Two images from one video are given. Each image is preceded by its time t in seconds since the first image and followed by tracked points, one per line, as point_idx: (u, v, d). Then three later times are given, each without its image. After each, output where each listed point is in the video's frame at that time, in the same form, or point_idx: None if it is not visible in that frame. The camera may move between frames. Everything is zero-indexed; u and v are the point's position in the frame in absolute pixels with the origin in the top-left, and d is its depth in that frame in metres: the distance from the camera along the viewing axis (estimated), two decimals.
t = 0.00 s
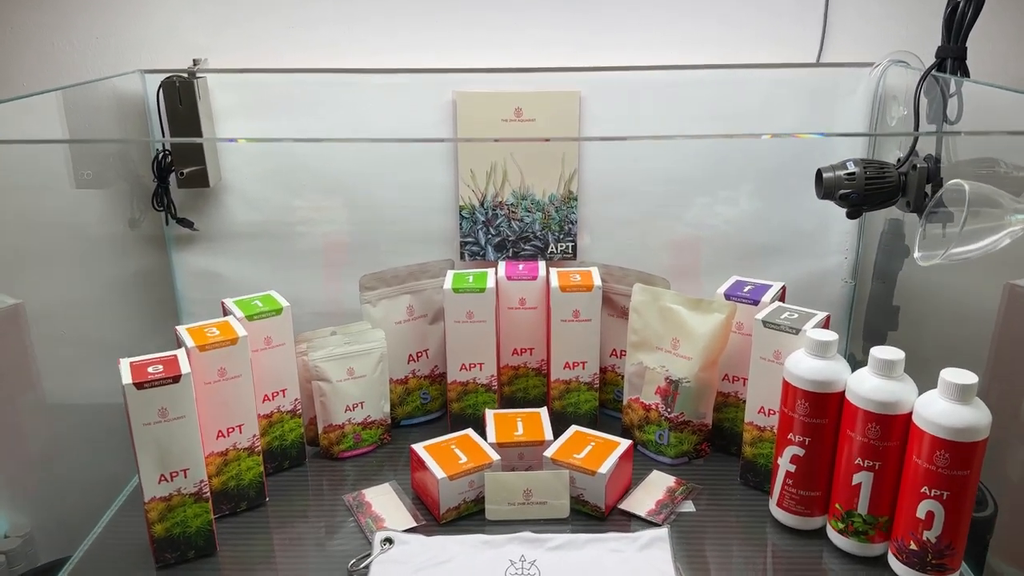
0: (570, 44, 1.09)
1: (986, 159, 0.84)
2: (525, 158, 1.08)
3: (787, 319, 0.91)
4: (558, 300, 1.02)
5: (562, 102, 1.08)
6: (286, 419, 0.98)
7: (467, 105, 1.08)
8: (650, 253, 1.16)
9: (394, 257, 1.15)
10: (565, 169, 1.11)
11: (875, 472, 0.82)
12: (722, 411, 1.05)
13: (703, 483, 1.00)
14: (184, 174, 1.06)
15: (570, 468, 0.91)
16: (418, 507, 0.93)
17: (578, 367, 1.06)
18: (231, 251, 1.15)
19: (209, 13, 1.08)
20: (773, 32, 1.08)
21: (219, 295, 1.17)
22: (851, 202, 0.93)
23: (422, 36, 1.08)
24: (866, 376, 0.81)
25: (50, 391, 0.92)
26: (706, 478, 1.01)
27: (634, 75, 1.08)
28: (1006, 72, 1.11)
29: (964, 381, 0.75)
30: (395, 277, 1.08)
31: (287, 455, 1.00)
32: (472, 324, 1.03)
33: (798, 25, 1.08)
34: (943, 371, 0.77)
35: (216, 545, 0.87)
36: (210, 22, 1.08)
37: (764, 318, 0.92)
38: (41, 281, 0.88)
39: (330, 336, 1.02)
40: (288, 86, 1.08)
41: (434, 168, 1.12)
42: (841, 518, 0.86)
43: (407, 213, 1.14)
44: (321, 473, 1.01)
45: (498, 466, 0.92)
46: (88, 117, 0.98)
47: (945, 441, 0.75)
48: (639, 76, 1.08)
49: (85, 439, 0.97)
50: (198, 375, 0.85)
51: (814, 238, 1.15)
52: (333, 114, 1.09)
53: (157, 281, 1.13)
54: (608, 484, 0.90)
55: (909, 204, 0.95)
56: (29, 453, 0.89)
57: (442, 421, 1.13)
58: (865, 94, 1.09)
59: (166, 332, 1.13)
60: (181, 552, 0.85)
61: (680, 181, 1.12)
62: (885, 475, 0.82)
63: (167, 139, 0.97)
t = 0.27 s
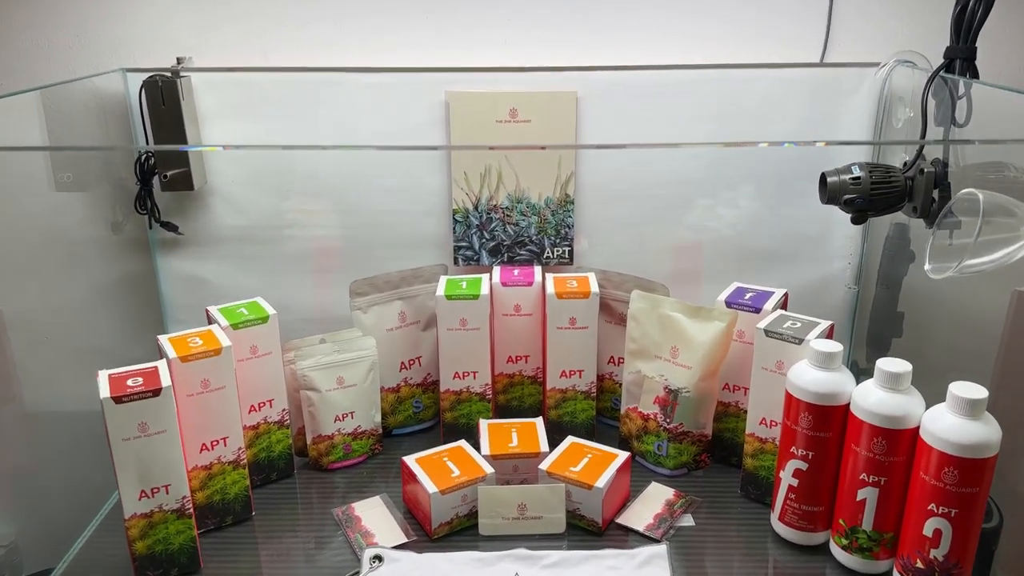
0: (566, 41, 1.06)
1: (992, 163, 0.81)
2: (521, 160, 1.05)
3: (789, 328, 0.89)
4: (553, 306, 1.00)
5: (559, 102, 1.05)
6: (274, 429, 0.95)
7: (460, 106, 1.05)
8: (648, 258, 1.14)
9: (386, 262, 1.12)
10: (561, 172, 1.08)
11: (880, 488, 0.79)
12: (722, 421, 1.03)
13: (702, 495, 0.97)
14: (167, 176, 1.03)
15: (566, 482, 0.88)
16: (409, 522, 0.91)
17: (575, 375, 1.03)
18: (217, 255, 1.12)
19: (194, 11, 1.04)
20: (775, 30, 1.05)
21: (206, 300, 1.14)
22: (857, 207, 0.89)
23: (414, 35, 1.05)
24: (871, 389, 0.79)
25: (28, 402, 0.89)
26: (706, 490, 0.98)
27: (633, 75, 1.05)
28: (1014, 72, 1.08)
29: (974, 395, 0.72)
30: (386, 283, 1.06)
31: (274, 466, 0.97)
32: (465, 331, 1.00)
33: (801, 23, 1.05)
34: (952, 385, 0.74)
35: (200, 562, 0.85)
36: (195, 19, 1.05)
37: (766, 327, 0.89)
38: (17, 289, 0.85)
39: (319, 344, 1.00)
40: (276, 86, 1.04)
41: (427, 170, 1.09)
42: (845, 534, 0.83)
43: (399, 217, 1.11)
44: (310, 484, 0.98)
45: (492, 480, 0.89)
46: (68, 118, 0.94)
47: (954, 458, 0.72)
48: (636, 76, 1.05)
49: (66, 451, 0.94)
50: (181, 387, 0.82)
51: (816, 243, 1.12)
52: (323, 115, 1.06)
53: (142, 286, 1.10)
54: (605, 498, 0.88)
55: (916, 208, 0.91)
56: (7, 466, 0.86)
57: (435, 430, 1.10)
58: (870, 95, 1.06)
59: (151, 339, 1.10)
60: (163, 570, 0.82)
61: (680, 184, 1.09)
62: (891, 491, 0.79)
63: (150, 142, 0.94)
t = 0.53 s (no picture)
0: (563, 34, 1.04)
1: (995, 156, 0.81)
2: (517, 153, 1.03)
3: (789, 324, 0.88)
4: (551, 303, 0.98)
5: (557, 96, 1.04)
6: (268, 427, 0.94)
7: (456, 99, 1.03)
8: (646, 253, 1.12)
9: (381, 258, 1.11)
10: (558, 167, 1.07)
11: (882, 485, 0.78)
12: (722, 417, 1.02)
13: (702, 492, 0.97)
14: (159, 172, 1.01)
15: (564, 480, 0.87)
16: (405, 521, 0.90)
17: (572, 372, 1.02)
18: (210, 251, 1.11)
19: (185, 4, 1.03)
20: (775, 22, 1.04)
21: (199, 297, 1.13)
22: (857, 201, 0.88)
23: (409, 27, 1.04)
24: (873, 385, 0.78)
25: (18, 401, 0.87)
26: (705, 487, 0.97)
27: (631, 68, 1.03)
28: (1015, 65, 1.07)
29: (977, 391, 0.71)
30: (382, 278, 1.04)
31: (268, 465, 0.96)
32: (461, 328, 0.99)
33: (801, 15, 1.04)
34: (955, 381, 0.73)
35: (193, 562, 0.83)
36: (187, 12, 1.03)
37: (766, 323, 0.88)
38: (6, 286, 0.84)
39: (314, 341, 0.98)
40: (269, 79, 1.03)
41: (423, 165, 1.07)
42: (846, 532, 0.82)
43: (394, 212, 1.10)
44: (306, 483, 0.97)
45: (489, 478, 0.88)
46: (58, 113, 0.93)
47: (957, 455, 0.71)
48: (634, 69, 1.03)
49: (57, 451, 0.93)
50: (173, 385, 0.81)
51: (816, 238, 1.11)
52: (317, 109, 1.04)
53: (134, 283, 1.08)
54: (604, 496, 0.87)
55: (917, 202, 0.90)
56: None
57: (432, 428, 1.09)
58: (871, 88, 1.04)
59: (143, 336, 1.09)
60: (156, 571, 0.81)
61: (678, 178, 1.08)
62: (893, 488, 0.78)
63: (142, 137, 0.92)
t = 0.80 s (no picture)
0: (564, 27, 1.04)
1: (996, 148, 0.81)
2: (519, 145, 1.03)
3: (791, 317, 0.87)
4: (552, 296, 0.98)
5: (557, 89, 1.03)
6: (269, 422, 0.94)
7: (456, 92, 1.03)
8: (647, 247, 1.12)
9: (381, 252, 1.11)
10: (559, 160, 1.06)
11: (884, 478, 0.78)
12: (723, 411, 1.02)
13: (703, 486, 0.97)
14: (159, 165, 1.01)
15: (566, 473, 0.87)
16: (407, 514, 0.89)
17: (574, 366, 1.02)
18: (210, 246, 1.10)
19: None
20: (776, 15, 1.04)
21: (199, 292, 1.13)
22: (859, 194, 0.88)
23: (409, 20, 1.04)
24: (876, 378, 0.77)
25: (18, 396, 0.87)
26: (707, 481, 0.97)
27: (632, 61, 1.03)
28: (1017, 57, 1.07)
29: (980, 383, 0.71)
30: (383, 273, 1.04)
31: (270, 459, 0.96)
32: (463, 322, 0.99)
33: (802, 8, 1.04)
34: (958, 373, 0.73)
35: (195, 557, 0.83)
36: (186, 5, 1.03)
37: (767, 316, 0.88)
38: (6, 280, 0.83)
39: (315, 335, 0.98)
40: (269, 73, 1.03)
41: (423, 158, 1.07)
42: (848, 525, 0.82)
43: (395, 206, 1.10)
44: (307, 477, 0.97)
45: (491, 472, 0.88)
46: (57, 106, 0.93)
47: (960, 447, 0.72)
48: (635, 61, 1.03)
49: (57, 446, 0.93)
50: (174, 379, 0.80)
51: (816, 232, 1.11)
52: (317, 102, 1.04)
53: (134, 278, 1.08)
54: (606, 489, 0.86)
55: (919, 196, 0.89)
56: None
57: (433, 422, 1.09)
58: (872, 81, 1.04)
59: (143, 331, 1.09)
60: (157, 565, 0.81)
61: (679, 171, 1.07)
62: (895, 481, 0.78)
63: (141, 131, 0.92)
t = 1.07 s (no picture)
0: (563, 20, 1.06)
1: (987, 139, 0.82)
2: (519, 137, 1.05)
3: (786, 303, 0.90)
4: (552, 285, 1.00)
5: (557, 82, 1.05)
6: (276, 407, 0.96)
7: (458, 85, 1.05)
8: (645, 237, 1.15)
9: (384, 242, 1.13)
10: (559, 152, 1.09)
11: (875, 458, 0.81)
12: (719, 396, 1.04)
13: (700, 469, 0.99)
14: (167, 156, 1.03)
15: (567, 455, 0.90)
16: (412, 497, 0.92)
17: (573, 352, 1.04)
18: (216, 236, 1.12)
19: None
20: (770, 8, 1.06)
21: (206, 282, 1.15)
22: (851, 183, 0.91)
23: (411, 14, 1.06)
24: (867, 361, 0.80)
25: (31, 382, 0.89)
26: (703, 464, 1.00)
27: (630, 54, 1.05)
28: (1006, 50, 1.09)
29: (968, 365, 0.74)
30: (386, 262, 1.05)
31: (277, 444, 0.98)
32: (465, 310, 1.01)
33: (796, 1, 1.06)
34: (946, 355, 0.76)
35: (205, 538, 0.86)
36: None
37: (762, 302, 0.90)
38: (19, 269, 0.86)
39: (320, 323, 1.00)
40: (274, 66, 1.05)
41: (425, 150, 1.09)
42: (841, 504, 0.85)
43: (398, 197, 1.12)
44: (313, 462, 0.99)
45: (493, 455, 0.90)
46: (67, 99, 0.95)
47: (948, 427, 0.74)
48: (632, 54, 1.05)
49: (69, 431, 0.95)
50: (185, 364, 0.83)
51: (810, 221, 1.14)
52: (321, 94, 1.06)
53: (142, 268, 1.10)
54: (605, 471, 0.89)
55: (910, 184, 0.93)
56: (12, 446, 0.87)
57: (435, 409, 1.11)
58: (864, 73, 1.07)
59: (151, 320, 1.11)
60: (170, 545, 0.83)
61: (676, 162, 1.10)
62: (886, 461, 0.81)
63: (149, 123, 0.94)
